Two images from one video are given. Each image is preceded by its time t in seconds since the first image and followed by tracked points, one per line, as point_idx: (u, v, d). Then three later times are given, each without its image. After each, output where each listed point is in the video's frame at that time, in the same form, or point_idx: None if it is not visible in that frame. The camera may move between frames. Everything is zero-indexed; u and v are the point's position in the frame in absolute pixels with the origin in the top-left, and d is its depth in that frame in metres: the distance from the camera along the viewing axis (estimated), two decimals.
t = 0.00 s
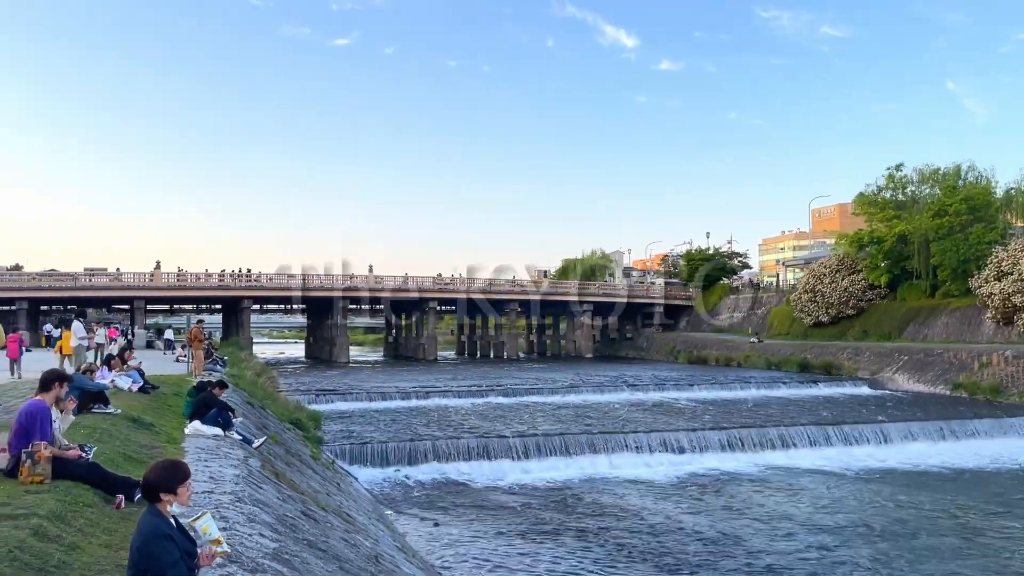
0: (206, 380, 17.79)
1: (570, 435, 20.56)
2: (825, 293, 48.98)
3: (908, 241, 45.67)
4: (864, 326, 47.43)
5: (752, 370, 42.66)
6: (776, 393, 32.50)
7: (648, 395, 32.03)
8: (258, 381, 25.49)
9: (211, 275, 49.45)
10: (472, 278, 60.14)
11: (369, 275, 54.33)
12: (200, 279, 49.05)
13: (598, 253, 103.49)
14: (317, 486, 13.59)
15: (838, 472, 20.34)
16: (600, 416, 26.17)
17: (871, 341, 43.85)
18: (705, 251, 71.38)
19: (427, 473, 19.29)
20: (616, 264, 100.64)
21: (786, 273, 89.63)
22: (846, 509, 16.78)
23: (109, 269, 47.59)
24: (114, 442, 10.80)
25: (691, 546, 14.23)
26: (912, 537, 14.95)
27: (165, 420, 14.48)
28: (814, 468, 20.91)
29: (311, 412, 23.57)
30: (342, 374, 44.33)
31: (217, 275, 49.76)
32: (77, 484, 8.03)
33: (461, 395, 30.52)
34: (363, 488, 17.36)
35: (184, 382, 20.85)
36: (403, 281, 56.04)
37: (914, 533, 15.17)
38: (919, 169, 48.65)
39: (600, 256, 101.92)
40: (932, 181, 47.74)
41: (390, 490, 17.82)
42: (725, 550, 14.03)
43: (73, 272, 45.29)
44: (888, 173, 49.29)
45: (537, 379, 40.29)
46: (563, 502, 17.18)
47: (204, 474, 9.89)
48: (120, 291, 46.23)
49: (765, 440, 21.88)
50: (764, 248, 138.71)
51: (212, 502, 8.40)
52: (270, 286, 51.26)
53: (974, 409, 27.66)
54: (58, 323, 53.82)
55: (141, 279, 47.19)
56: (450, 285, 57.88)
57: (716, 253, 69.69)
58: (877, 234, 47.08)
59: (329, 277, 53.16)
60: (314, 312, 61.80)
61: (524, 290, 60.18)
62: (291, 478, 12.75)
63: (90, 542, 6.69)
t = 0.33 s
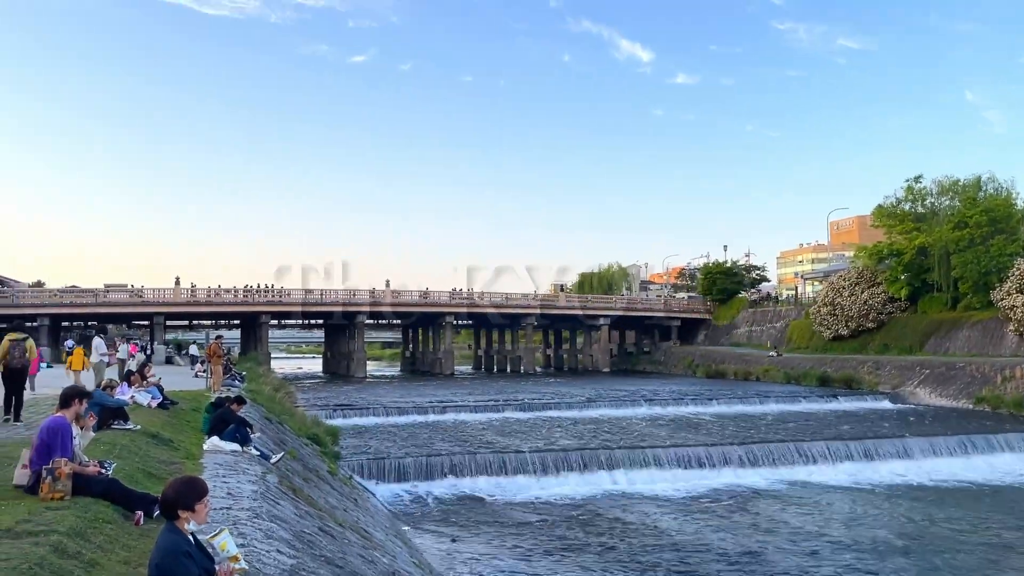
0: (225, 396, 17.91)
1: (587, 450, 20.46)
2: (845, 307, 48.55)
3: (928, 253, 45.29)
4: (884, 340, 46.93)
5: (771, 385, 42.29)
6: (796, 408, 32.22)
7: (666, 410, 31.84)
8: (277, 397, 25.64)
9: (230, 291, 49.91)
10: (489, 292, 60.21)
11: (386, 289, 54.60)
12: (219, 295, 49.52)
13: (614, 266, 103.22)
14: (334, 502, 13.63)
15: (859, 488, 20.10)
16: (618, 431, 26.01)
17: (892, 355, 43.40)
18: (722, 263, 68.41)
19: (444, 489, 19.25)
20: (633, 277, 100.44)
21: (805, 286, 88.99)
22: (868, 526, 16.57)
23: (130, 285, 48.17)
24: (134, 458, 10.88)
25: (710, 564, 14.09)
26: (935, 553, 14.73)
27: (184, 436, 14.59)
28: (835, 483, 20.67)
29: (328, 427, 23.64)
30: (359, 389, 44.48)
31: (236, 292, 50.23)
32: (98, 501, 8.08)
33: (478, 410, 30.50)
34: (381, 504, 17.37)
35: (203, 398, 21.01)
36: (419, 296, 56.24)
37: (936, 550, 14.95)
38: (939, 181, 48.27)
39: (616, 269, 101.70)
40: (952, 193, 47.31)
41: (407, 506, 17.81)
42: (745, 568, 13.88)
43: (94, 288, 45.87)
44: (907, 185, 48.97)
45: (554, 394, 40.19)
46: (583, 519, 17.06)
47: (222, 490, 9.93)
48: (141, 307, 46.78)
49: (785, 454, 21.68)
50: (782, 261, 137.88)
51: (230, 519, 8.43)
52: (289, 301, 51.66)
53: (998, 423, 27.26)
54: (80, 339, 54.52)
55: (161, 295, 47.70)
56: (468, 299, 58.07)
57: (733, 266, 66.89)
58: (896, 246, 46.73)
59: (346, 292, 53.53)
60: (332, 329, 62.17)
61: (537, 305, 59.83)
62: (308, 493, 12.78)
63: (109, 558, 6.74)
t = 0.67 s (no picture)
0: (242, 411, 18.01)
1: (604, 465, 20.34)
2: (863, 319, 48.10)
3: (947, 265, 44.86)
4: (904, 352, 46.42)
5: (789, 398, 41.89)
6: (814, 421, 31.91)
7: (683, 424, 31.63)
8: (293, 412, 25.73)
9: (248, 306, 50.29)
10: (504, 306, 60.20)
11: (402, 304, 54.79)
12: (237, 310, 49.91)
13: (630, 280, 102.97)
14: (351, 517, 13.62)
15: (881, 503, 19.83)
16: (634, 446, 25.87)
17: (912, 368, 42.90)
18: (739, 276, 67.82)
19: (460, 503, 19.20)
20: (649, 290, 100.14)
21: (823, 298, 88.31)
22: (889, 542, 16.35)
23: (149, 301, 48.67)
24: (152, 472, 10.94)
25: None
26: (957, 570, 14.50)
27: (202, 450, 14.65)
28: (855, 498, 20.41)
29: (344, 441, 23.67)
30: (374, 404, 44.54)
31: (254, 307, 50.60)
32: (116, 516, 8.13)
33: (494, 424, 30.44)
34: (397, 518, 17.36)
35: (219, 412, 21.13)
36: (435, 310, 56.36)
37: (959, 566, 14.72)
38: (957, 192, 47.88)
39: (632, 282, 101.44)
40: (971, 204, 46.87)
41: (424, 521, 17.78)
42: None
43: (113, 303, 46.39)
44: (925, 196, 48.63)
45: (569, 407, 40.04)
46: (600, 534, 16.94)
47: (239, 505, 9.96)
48: (159, 321, 47.22)
49: (804, 468, 21.45)
50: (799, 273, 136.94)
51: (247, 534, 8.44)
52: (305, 315, 51.94)
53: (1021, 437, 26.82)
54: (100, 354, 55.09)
55: (179, 310, 48.17)
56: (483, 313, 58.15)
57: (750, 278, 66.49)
58: (915, 258, 46.33)
59: (363, 306, 53.81)
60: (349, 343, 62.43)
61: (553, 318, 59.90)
62: (325, 508, 12.77)
63: (128, 573, 6.77)
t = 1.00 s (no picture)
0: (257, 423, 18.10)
1: (618, 477, 20.26)
2: (879, 329, 47.74)
3: (964, 274, 44.48)
4: (921, 362, 45.98)
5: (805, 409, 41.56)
6: (830, 432, 31.65)
7: (698, 435, 31.45)
8: (307, 423, 25.84)
9: (261, 318, 50.53)
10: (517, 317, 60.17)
11: (415, 315, 54.92)
12: (251, 322, 50.18)
13: (644, 290, 102.67)
14: (365, 529, 13.64)
15: (898, 515, 19.62)
16: (648, 457, 25.73)
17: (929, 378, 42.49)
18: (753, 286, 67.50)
19: (473, 515, 19.16)
20: (662, 301, 99.84)
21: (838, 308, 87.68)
22: (906, 554, 16.17)
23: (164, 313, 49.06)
24: (167, 485, 11.00)
25: None
26: None
27: (216, 462, 14.73)
28: (872, 510, 20.21)
29: (358, 453, 23.73)
30: (387, 415, 44.56)
31: (268, 319, 50.86)
32: (131, 527, 8.18)
33: (507, 435, 30.40)
34: (411, 531, 17.34)
35: (233, 424, 21.23)
36: (448, 321, 56.45)
37: None
38: (973, 201, 47.57)
39: (645, 292, 101.19)
40: (987, 213, 46.51)
41: (438, 532, 17.75)
42: None
43: (130, 316, 46.82)
44: (941, 205, 48.34)
45: (583, 419, 39.88)
46: (613, 545, 16.89)
47: (254, 517, 9.99)
48: (174, 334, 47.56)
49: (820, 480, 21.26)
50: (814, 283, 136.22)
51: (261, 546, 8.46)
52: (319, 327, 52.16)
53: None
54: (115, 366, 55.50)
55: (193, 322, 48.54)
56: (496, 324, 58.16)
57: (764, 288, 66.12)
58: (931, 267, 45.97)
59: (377, 318, 54.00)
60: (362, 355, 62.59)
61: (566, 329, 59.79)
62: (339, 520, 12.79)
63: None
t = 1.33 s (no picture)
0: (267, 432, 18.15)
1: (629, 485, 20.17)
2: (891, 336, 47.45)
3: (976, 280, 44.16)
4: (933, 370, 45.69)
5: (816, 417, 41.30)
6: (842, 440, 31.44)
7: (708, 443, 31.30)
8: (317, 431, 25.90)
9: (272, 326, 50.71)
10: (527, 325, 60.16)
11: (425, 323, 55.02)
12: (261, 330, 50.35)
13: (653, 297, 102.49)
14: (374, 538, 13.64)
15: (911, 523, 19.46)
16: (659, 465, 25.62)
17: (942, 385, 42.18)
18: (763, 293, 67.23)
19: (483, 524, 19.12)
20: (672, 308, 99.58)
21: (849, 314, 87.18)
22: (919, 563, 16.03)
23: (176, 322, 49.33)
24: (178, 494, 11.03)
25: None
26: None
27: (227, 471, 14.78)
28: (885, 518, 20.06)
29: (367, 461, 23.75)
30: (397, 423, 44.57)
31: (278, 328, 51.04)
32: (142, 536, 8.22)
33: (517, 443, 30.37)
34: (422, 539, 17.33)
35: (243, 433, 21.29)
36: (457, 330, 56.50)
37: None
38: (985, 207, 47.34)
39: (655, 300, 100.97)
40: (999, 219, 46.26)
41: (448, 541, 17.74)
42: None
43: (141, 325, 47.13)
44: (952, 211, 48.12)
45: (592, 427, 39.75)
46: (623, 554, 16.82)
47: (264, 526, 10.01)
48: (185, 342, 47.80)
49: (832, 487, 21.11)
50: (824, 290, 135.60)
51: (272, 554, 8.47)
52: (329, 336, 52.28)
53: None
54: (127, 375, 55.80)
55: (204, 331, 48.76)
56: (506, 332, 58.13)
57: (775, 295, 65.84)
58: (942, 273, 45.69)
59: (387, 327, 54.12)
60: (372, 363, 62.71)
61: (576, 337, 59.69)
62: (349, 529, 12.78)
63: None
